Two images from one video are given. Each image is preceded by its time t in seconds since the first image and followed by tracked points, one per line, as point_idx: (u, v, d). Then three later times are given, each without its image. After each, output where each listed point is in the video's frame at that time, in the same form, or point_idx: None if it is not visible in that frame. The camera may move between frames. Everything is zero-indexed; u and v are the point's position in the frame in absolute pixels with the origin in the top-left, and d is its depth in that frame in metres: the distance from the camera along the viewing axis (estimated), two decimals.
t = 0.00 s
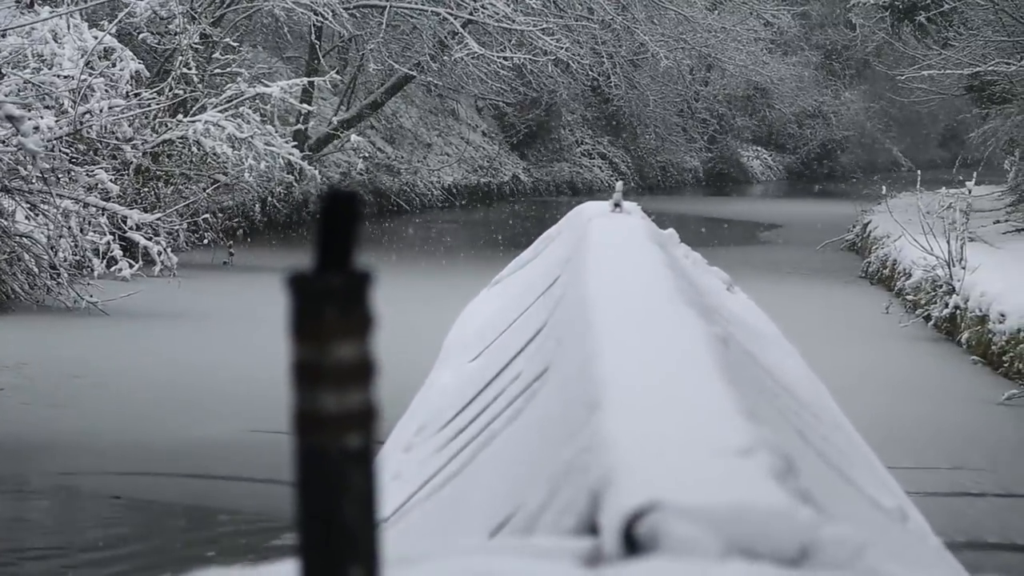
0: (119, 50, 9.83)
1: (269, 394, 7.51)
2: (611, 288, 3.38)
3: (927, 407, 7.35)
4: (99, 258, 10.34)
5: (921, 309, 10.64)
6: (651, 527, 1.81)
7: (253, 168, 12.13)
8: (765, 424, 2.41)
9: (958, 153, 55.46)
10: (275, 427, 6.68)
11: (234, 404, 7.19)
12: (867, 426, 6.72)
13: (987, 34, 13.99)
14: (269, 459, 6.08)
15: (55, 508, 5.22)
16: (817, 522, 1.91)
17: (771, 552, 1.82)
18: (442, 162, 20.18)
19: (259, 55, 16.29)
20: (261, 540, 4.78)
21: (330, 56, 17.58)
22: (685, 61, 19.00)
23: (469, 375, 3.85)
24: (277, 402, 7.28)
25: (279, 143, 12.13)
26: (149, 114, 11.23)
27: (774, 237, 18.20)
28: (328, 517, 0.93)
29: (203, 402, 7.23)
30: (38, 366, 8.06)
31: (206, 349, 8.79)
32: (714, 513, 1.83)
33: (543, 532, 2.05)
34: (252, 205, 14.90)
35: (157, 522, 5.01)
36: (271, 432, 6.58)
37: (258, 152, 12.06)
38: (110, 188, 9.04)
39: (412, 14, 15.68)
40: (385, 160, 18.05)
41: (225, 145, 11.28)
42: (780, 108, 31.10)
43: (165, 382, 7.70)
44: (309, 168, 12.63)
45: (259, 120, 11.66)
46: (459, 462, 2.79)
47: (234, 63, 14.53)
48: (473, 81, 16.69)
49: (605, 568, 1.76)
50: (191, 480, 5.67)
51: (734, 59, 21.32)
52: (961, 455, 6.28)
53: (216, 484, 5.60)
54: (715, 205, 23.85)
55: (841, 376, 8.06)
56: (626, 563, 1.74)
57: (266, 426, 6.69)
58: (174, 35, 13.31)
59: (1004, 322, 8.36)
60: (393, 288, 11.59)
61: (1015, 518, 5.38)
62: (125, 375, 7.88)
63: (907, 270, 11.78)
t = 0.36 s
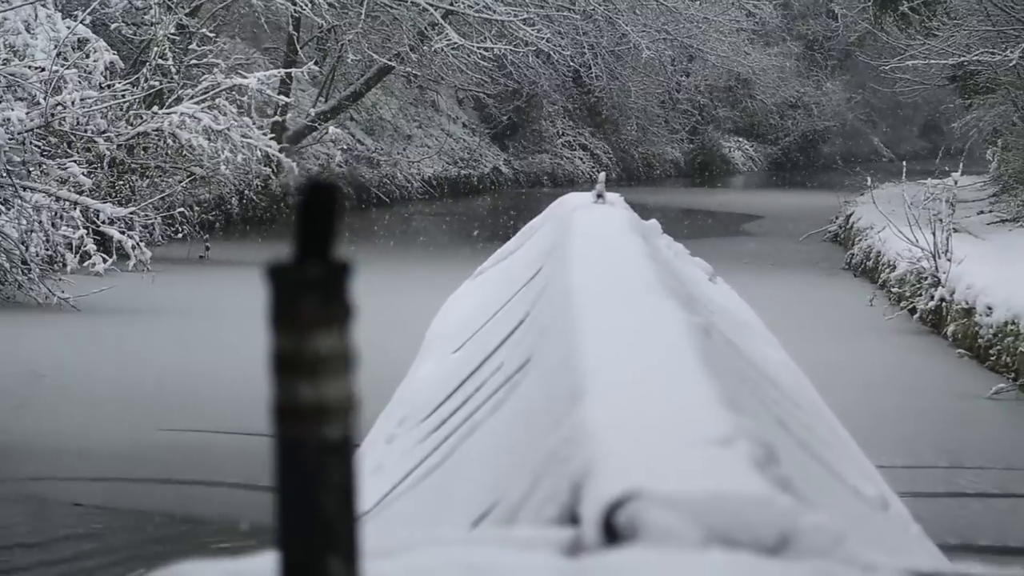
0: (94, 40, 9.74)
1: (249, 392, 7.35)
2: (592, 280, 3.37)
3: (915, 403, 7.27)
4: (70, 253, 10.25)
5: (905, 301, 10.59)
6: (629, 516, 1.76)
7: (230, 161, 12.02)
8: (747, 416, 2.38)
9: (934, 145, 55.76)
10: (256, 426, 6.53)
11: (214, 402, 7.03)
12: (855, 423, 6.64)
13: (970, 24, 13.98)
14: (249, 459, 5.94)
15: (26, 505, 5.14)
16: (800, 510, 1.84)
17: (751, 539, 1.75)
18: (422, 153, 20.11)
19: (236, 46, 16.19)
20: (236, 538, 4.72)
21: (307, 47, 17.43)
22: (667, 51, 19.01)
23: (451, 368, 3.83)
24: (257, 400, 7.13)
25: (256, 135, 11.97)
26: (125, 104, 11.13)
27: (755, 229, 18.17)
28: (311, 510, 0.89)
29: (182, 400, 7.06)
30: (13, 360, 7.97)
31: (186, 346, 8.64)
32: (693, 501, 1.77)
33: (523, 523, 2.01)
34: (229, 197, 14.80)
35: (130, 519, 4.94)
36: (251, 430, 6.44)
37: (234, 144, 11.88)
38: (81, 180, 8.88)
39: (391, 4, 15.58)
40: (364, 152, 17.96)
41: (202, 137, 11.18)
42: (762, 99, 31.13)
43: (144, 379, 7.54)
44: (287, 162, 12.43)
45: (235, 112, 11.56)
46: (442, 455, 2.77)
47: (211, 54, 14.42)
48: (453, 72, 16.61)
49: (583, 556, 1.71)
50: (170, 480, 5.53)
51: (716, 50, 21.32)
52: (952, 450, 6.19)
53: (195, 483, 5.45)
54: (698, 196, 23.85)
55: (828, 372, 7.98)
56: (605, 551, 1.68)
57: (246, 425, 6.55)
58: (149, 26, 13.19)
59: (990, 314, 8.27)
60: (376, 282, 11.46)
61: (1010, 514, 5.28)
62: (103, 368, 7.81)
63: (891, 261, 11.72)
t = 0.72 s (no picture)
0: (36, 31, 9.55)
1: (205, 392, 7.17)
2: (547, 271, 3.37)
3: (872, 399, 7.00)
4: (14, 247, 9.95)
5: (863, 295, 10.40)
6: (584, 508, 1.76)
7: (177, 154, 11.83)
8: (702, 406, 2.39)
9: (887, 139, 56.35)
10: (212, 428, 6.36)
11: (169, 403, 6.86)
12: (812, 421, 6.36)
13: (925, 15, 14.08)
14: (204, 462, 5.78)
15: None
16: (750, 500, 1.85)
17: (703, 530, 1.74)
18: (373, 146, 20.01)
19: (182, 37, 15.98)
20: (185, 541, 4.66)
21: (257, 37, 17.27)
22: (619, 43, 19.16)
23: (405, 359, 3.82)
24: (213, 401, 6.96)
25: (203, 127, 12.00)
26: (68, 96, 10.91)
27: (709, 222, 18.20)
28: (264, 501, 0.96)
29: (135, 402, 6.89)
30: None
31: (141, 345, 8.46)
32: (644, 492, 1.77)
33: (477, 514, 2.01)
34: (176, 192, 14.59)
35: (76, 524, 4.86)
36: (207, 432, 6.28)
37: (181, 137, 11.89)
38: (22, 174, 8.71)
39: None
40: (315, 145, 17.84)
41: (148, 130, 10.99)
42: (715, 92, 31.32)
43: (97, 381, 7.37)
44: (235, 152, 12.51)
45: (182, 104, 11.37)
46: (398, 446, 2.77)
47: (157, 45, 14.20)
48: (404, 64, 16.54)
49: (536, 547, 1.70)
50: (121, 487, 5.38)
51: (668, 42, 21.54)
52: (914, 449, 5.90)
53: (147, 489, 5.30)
54: (651, 187, 23.99)
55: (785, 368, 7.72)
56: (558, 542, 1.68)
57: (202, 426, 6.39)
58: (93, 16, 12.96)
59: (948, 307, 7.99)
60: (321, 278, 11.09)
61: (978, 518, 4.99)
62: (50, 368, 7.68)
63: (847, 255, 11.66)
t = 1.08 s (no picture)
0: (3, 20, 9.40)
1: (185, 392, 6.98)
2: (526, 264, 3.36)
3: (857, 400, 7.00)
4: None
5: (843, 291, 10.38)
6: (561, 500, 1.76)
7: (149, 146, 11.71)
8: (678, 398, 2.41)
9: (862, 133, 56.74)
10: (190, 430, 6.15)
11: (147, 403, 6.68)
12: (799, 425, 6.34)
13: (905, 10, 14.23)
14: (182, 464, 5.61)
15: None
16: (728, 493, 1.84)
17: (679, 523, 1.74)
18: (348, 138, 19.96)
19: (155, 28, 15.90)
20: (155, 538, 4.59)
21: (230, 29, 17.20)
22: (596, 36, 19.51)
23: (383, 352, 3.81)
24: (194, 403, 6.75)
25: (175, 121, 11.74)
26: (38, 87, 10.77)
27: (685, 216, 18.25)
28: (239, 493, 1.09)
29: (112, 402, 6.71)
30: None
31: (119, 343, 8.29)
32: (621, 485, 1.77)
33: (454, 507, 2.01)
34: (148, 184, 14.48)
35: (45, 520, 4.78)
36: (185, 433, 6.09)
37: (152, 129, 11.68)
38: None
39: None
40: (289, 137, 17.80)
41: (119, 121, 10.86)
42: (691, 86, 31.42)
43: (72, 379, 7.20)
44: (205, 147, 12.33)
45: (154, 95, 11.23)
46: (377, 439, 2.78)
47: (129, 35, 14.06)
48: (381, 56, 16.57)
49: (513, 539, 1.70)
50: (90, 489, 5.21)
51: (643, 35, 21.91)
52: (902, 450, 5.91)
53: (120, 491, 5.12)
54: (627, 181, 24.13)
55: (769, 368, 7.69)
56: (536, 534, 1.68)
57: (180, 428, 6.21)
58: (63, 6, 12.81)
59: (931, 306, 7.99)
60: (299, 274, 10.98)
61: (965, 521, 4.98)
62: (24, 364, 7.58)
63: (827, 250, 11.62)
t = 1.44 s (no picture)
0: None
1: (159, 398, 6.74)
2: (501, 256, 3.36)
3: (840, 398, 6.83)
4: None
5: (823, 286, 10.23)
6: (536, 494, 1.75)
7: (116, 140, 11.60)
8: (654, 389, 2.41)
9: (836, 127, 56.98)
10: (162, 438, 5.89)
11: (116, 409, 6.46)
12: (780, 424, 6.16)
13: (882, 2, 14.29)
14: (154, 469, 5.42)
15: None
16: (702, 485, 1.84)
17: (655, 514, 1.74)
18: (320, 132, 19.83)
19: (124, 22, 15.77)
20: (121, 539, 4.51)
21: (199, 21, 17.23)
22: (570, 27, 19.52)
23: (359, 346, 3.79)
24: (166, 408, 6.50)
25: (143, 114, 11.86)
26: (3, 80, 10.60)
27: (661, 209, 18.18)
28: (211, 483, 1.18)
29: (80, 407, 6.50)
30: None
31: (93, 345, 8.09)
32: (596, 477, 1.77)
33: (430, 501, 2.00)
34: (115, 178, 14.30)
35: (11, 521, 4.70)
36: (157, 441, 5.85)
37: (120, 123, 11.70)
38: None
39: None
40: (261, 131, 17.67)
41: (87, 114, 10.73)
42: (666, 77, 31.42)
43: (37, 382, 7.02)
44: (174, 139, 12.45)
45: (122, 88, 11.12)
46: (353, 433, 2.77)
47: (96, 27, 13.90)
48: (353, 48, 16.48)
49: (488, 532, 1.69)
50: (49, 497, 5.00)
51: (617, 26, 21.96)
52: (889, 452, 5.70)
53: (82, 499, 4.90)
54: (603, 174, 24.11)
55: (749, 365, 7.55)
56: (511, 527, 1.67)
57: (152, 434, 5.97)
58: None
59: (913, 301, 7.77)
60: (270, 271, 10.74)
61: (954, 530, 4.77)
62: None
63: (805, 244, 11.49)
